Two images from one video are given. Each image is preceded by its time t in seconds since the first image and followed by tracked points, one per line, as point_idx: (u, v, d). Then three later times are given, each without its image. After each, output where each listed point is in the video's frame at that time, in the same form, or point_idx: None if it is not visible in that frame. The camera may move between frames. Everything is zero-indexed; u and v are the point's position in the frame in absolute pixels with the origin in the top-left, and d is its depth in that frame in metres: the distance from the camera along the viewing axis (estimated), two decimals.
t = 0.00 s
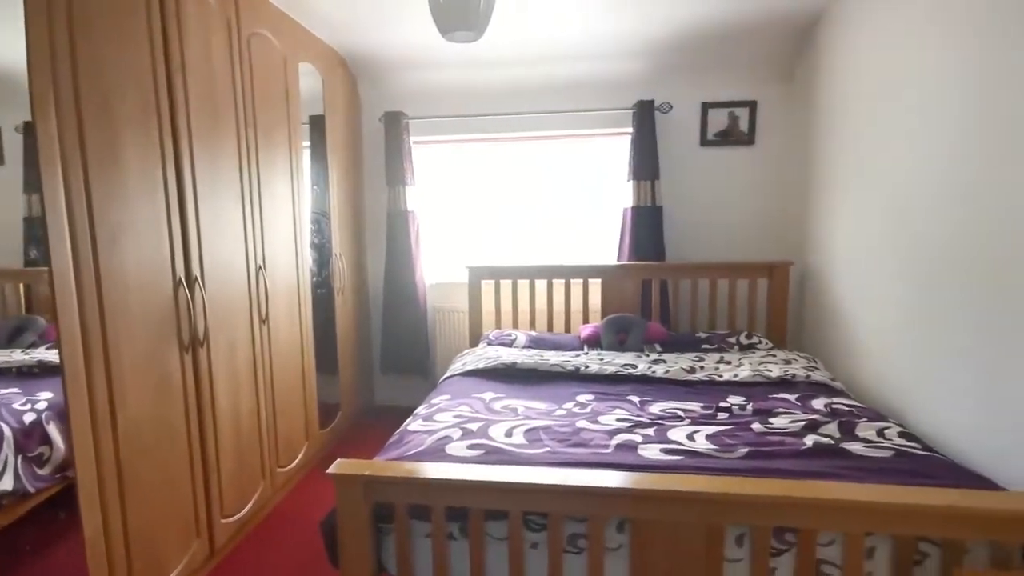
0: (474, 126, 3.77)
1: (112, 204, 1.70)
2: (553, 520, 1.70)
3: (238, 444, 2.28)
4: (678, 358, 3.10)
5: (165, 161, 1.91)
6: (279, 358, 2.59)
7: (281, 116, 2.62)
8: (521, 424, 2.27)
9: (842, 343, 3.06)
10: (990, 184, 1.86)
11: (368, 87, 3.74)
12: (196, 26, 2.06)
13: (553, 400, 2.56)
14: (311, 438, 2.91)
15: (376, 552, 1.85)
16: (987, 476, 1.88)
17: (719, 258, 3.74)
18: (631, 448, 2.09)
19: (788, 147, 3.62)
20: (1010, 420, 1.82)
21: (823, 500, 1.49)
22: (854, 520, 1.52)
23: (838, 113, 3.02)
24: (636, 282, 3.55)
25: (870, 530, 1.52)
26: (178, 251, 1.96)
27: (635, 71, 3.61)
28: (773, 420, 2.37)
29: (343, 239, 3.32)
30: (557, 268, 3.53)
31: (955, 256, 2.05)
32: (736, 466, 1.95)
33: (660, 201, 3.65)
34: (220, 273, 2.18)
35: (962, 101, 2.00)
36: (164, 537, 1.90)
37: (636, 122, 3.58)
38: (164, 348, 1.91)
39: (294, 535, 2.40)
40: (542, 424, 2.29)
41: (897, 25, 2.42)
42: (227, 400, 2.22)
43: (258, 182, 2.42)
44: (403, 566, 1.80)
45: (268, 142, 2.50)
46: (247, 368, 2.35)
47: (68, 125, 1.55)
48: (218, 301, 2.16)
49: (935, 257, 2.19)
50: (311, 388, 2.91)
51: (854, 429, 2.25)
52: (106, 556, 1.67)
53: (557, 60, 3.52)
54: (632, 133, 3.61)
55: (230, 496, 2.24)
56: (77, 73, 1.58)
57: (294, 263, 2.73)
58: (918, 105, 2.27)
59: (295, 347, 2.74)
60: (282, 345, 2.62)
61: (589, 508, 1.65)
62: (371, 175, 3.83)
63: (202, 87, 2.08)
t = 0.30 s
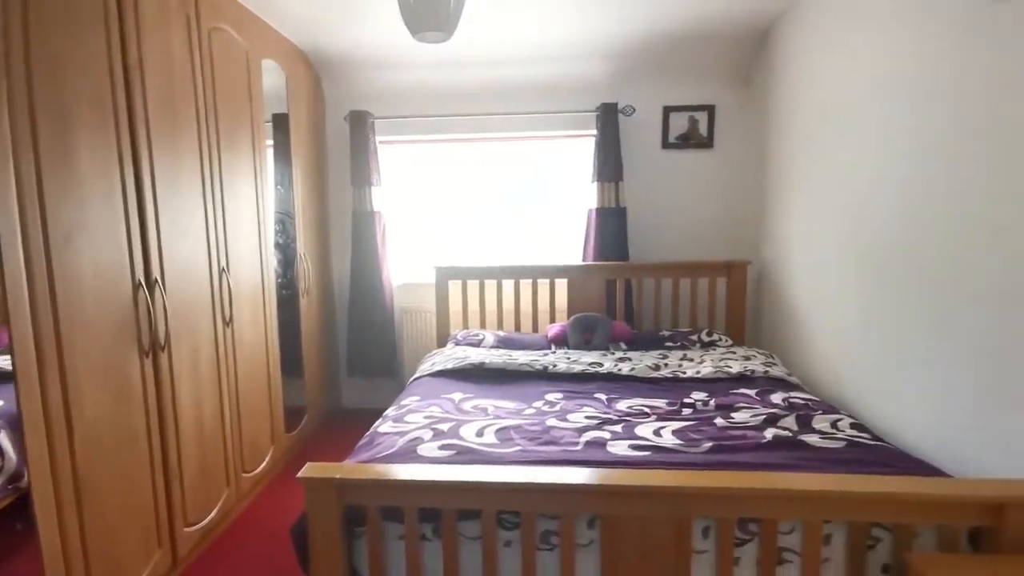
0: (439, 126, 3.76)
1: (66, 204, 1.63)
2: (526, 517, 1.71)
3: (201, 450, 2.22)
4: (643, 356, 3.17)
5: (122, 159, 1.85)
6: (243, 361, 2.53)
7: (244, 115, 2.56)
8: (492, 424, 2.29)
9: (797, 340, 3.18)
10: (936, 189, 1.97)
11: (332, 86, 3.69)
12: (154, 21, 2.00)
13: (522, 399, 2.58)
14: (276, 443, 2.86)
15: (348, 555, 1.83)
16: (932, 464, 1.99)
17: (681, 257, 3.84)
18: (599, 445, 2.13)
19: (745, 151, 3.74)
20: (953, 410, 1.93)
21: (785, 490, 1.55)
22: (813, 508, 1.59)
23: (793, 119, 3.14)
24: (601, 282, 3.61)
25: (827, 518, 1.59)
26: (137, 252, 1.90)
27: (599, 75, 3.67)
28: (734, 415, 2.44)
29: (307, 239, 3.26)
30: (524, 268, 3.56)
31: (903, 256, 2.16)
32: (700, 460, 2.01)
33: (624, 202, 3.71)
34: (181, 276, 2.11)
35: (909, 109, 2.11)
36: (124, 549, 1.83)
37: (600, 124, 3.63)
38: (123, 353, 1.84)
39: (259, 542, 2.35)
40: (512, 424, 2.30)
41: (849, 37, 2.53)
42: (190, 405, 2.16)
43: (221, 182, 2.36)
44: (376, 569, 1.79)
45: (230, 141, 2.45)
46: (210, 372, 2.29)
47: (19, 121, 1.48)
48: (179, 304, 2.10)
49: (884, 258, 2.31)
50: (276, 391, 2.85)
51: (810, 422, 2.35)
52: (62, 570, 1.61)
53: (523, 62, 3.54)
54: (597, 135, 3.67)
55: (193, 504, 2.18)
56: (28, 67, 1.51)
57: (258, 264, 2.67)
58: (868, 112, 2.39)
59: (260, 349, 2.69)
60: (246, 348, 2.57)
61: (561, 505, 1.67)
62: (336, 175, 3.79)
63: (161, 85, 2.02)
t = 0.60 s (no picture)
0: (402, 125, 3.74)
1: (12, 202, 1.55)
2: (495, 515, 1.73)
3: (158, 457, 2.15)
4: (606, 354, 3.23)
5: (72, 155, 1.77)
6: (201, 364, 2.47)
7: (201, 112, 2.49)
8: (459, 423, 2.29)
9: (752, 336, 3.30)
10: (882, 192, 2.08)
11: (292, 83, 3.63)
12: (106, 11, 1.92)
13: (488, 398, 2.60)
14: (237, 448, 2.79)
15: (314, 559, 1.80)
16: (878, 452, 2.10)
17: (642, 257, 3.92)
18: (566, 442, 2.16)
19: (703, 153, 3.85)
20: (898, 401, 2.04)
21: (745, 481, 1.62)
22: (771, 497, 1.66)
23: (747, 123, 3.25)
24: (564, 281, 3.65)
25: (783, 506, 1.67)
26: (88, 252, 1.82)
27: (561, 77, 3.72)
28: (694, 409, 2.52)
29: (268, 239, 3.19)
30: (488, 268, 3.57)
31: (852, 255, 2.27)
32: (663, 454, 2.06)
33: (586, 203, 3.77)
34: (136, 277, 2.04)
35: (858, 116, 2.22)
36: (77, 561, 1.76)
37: (563, 126, 3.68)
38: (74, 357, 1.77)
39: (220, 551, 2.29)
40: (479, 423, 2.31)
41: (800, 45, 2.64)
42: (146, 410, 2.09)
43: (177, 180, 2.30)
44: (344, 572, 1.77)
45: (187, 138, 2.37)
46: (166, 376, 2.22)
47: None
48: (134, 306, 2.03)
49: (833, 257, 2.43)
50: (236, 395, 2.79)
51: (765, 415, 2.44)
52: None
53: (486, 62, 3.55)
54: (559, 136, 3.71)
55: (150, 513, 2.10)
56: None
57: (217, 264, 2.60)
58: (818, 117, 2.50)
59: (219, 352, 2.62)
60: (205, 351, 2.50)
61: (530, 502, 1.70)
62: (297, 174, 3.73)
63: (113, 78, 1.95)
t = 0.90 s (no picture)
0: (369, 125, 3.70)
1: None
2: (470, 515, 1.74)
3: (119, 465, 2.09)
4: (576, 352, 3.27)
5: (25, 153, 1.69)
6: (164, 369, 2.40)
7: (161, 109, 2.42)
8: (432, 424, 2.29)
9: (717, 333, 3.39)
10: (839, 194, 2.17)
11: (255, 81, 3.56)
12: (60, 3, 1.85)
13: (460, 398, 2.60)
14: (203, 454, 2.72)
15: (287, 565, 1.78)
16: (837, 442, 2.18)
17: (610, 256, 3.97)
18: (539, 440, 2.18)
19: (668, 154, 3.92)
20: (855, 393, 2.13)
21: (713, 474, 1.66)
22: (738, 489, 1.71)
23: (710, 124, 3.33)
24: (534, 281, 3.68)
25: (749, 497, 1.72)
26: (43, 254, 1.75)
27: (528, 77, 3.74)
28: (663, 404, 2.58)
29: (233, 240, 3.12)
30: (458, 268, 3.56)
31: (812, 253, 2.36)
32: (634, 449, 2.10)
33: (554, 202, 3.79)
34: (94, 279, 1.97)
35: (816, 119, 2.30)
36: None
37: (531, 127, 3.70)
38: (29, 364, 1.70)
39: (187, 561, 2.23)
40: (452, 422, 2.32)
41: (760, 49, 2.72)
42: (106, 417, 2.02)
43: (137, 179, 2.22)
44: None
45: (147, 136, 2.30)
46: (127, 381, 2.15)
47: None
48: (92, 310, 1.96)
49: (793, 255, 2.51)
50: (201, 400, 2.72)
51: (730, 409, 2.51)
52: None
53: (454, 62, 3.55)
54: (528, 136, 3.73)
55: (112, 523, 2.04)
56: None
57: (180, 266, 2.53)
58: (779, 120, 2.58)
59: (183, 356, 2.55)
60: (168, 355, 2.43)
61: (503, 501, 1.71)
62: (262, 174, 3.66)
63: (68, 73, 1.87)
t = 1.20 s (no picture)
0: (345, 124, 3.67)
1: None
2: (451, 514, 1.73)
3: (89, 470, 2.03)
4: (554, 351, 3.28)
5: None
6: (136, 372, 2.34)
7: (130, 105, 2.36)
8: (412, 424, 2.28)
9: (692, 330, 3.44)
10: (810, 193, 2.22)
11: (228, 78, 3.50)
12: None
13: (440, 397, 2.59)
14: (176, 458, 2.67)
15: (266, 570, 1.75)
16: (810, 436, 2.24)
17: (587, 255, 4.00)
18: (519, 438, 2.19)
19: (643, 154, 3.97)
20: (826, 387, 2.18)
21: (691, 469, 1.69)
22: (715, 483, 1.75)
23: (684, 125, 3.39)
24: (512, 280, 3.69)
25: (726, 491, 1.75)
26: (8, 254, 1.69)
27: (506, 77, 3.75)
28: (640, 401, 2.61)
29: (206, 239, 3.06)
30: (436, 267, 3.55)
31: (784, 252, 2.41)
32: (613, 446, 2.13)
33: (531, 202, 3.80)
34: (62, 280, 1.91)
35: (788, 121, 2.36)
36: None
37: (508, 126, 3.71)
38: None
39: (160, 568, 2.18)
40: (431, 422, 2.31)
41: (735, 52, 2.77)
42: (75, 422, 1.96)
43: (106, 178, 2.17)
44: None
45: (116, 133, 2.25)
46: (97, 385, 2.10)
47: None
48: (60, 312, 1.90)
49: (766, 254, 2.57)
50: (174, 403, 2.66)
51: (706, 405, 2.56)
52: None
53: (431, 61, 3.54)
54: (505, 136, 3.74)
55: (82, 531, 1.98)
56: None
57: (151, 266, 2.48)
58: (752, 122, 2.63)
59: (155, 359, 2.50)
60: (140, 357, 2.37)
61: (484, 499, 1.71)
62: (235, 173, 3.60)
63: (34, 68, 1.82)
